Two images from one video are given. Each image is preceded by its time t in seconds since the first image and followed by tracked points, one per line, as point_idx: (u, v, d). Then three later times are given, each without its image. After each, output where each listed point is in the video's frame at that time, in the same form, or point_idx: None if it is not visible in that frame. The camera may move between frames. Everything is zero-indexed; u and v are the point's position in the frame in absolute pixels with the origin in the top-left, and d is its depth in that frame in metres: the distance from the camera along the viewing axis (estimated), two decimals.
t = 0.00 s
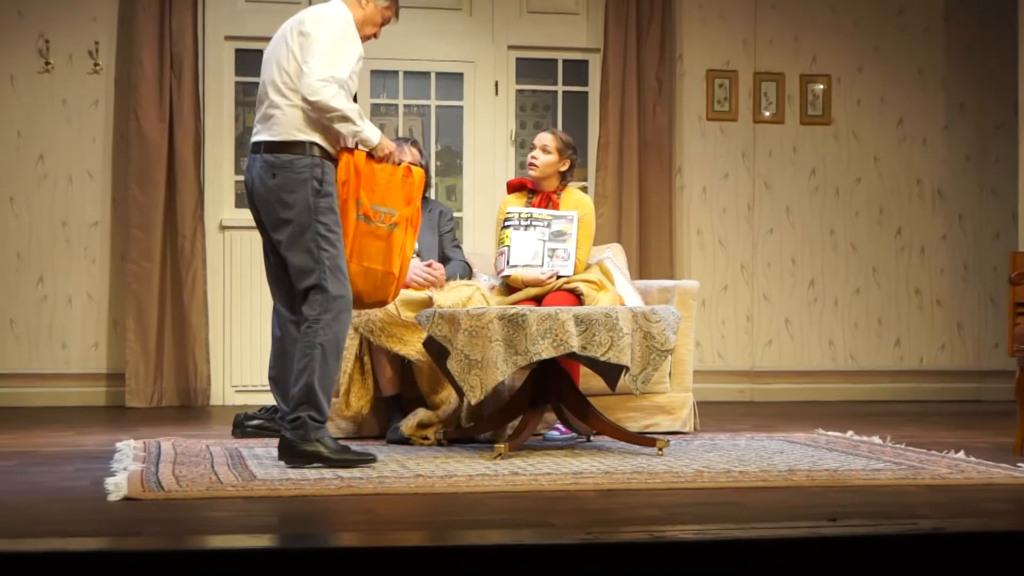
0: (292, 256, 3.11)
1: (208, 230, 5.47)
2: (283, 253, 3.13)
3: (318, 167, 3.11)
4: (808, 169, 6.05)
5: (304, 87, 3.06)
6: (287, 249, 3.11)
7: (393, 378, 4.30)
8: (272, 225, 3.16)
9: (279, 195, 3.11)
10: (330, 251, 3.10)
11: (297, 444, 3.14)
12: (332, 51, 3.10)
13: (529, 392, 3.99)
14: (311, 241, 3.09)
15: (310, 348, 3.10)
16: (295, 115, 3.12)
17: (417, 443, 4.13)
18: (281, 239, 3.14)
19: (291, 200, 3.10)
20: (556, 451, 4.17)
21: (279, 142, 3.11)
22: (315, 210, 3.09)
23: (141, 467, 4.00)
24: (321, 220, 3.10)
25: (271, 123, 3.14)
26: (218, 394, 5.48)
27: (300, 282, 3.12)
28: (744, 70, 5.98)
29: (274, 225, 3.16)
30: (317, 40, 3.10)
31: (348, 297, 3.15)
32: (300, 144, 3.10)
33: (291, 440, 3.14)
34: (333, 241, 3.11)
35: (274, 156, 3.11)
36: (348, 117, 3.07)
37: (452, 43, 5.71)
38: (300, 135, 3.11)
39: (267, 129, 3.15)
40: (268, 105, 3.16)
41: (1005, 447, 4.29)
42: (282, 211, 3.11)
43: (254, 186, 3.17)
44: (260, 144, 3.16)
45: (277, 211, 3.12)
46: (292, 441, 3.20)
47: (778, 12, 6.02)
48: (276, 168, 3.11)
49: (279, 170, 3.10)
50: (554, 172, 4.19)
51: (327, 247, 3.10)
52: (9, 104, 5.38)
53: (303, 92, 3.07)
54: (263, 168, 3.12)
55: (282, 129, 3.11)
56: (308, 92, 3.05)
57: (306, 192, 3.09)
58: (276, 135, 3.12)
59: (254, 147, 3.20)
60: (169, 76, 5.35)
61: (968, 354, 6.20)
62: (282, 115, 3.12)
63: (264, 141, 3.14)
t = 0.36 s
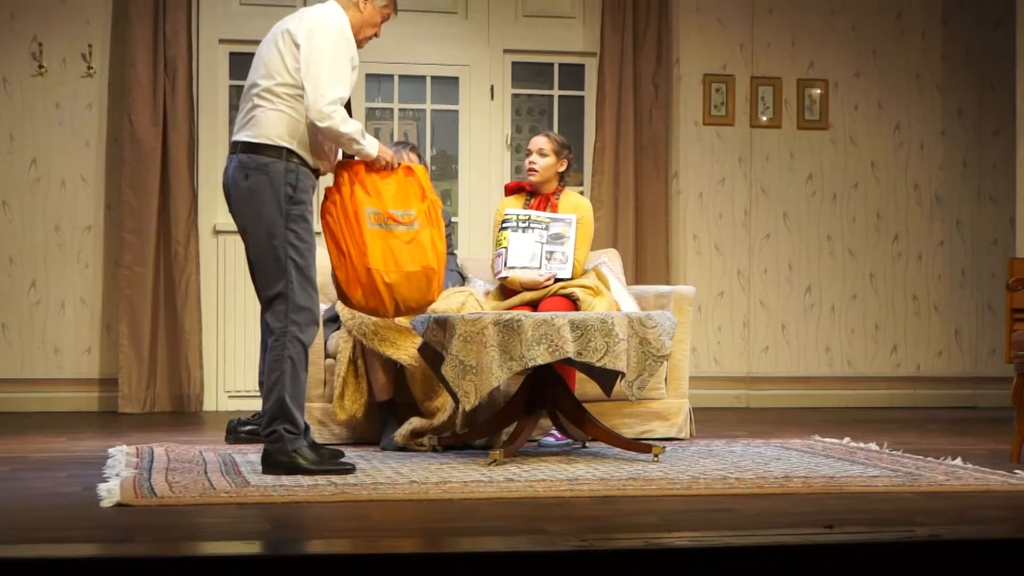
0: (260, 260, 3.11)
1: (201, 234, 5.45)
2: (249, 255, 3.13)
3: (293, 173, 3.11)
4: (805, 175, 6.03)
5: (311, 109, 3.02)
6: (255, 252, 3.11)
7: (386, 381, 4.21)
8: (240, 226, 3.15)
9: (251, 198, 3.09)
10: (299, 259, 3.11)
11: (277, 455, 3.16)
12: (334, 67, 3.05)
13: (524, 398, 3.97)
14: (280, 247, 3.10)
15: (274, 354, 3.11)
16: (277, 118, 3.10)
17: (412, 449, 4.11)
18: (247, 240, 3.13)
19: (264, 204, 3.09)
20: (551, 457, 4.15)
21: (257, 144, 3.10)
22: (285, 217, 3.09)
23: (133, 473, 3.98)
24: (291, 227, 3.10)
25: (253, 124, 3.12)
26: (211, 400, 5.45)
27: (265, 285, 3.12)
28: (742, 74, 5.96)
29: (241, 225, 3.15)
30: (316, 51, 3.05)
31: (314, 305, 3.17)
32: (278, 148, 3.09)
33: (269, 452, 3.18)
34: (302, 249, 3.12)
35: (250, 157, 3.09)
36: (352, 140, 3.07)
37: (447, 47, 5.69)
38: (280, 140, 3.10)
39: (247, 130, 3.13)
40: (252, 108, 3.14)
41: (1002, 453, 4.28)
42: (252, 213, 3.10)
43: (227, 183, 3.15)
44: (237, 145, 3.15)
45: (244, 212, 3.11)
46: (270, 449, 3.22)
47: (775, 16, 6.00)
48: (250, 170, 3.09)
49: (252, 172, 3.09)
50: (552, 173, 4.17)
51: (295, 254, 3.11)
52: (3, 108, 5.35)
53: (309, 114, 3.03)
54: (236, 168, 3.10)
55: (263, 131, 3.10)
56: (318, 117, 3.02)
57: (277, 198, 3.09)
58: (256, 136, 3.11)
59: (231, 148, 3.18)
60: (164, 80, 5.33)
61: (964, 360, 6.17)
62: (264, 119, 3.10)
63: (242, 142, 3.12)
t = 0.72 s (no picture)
0: (288, 268, 3.56)
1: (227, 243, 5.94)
2: (275, 262, 3.57)
3: (313, 189, 3.56)
4: (771, 189, 6.53)
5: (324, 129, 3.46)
6: (282, 261, 3.56)
7: (394, 375, 4.70)
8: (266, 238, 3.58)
9: (276, 211, 3.54)
10: (321, 264, 3.57)
11: (296, 440, 3.64)
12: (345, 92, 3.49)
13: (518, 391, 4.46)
14: (305, 254, 3.55)
15: (300, 349, 3.56)
16: (297, 139, 3.54)
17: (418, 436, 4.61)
18: (273, 249, 3.57)
19: (288, 217, 3.54)
20: (542, 443, 4.65)
21: (278, 163, 3.54)
22: (307, 227, 3.55)
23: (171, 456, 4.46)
24: (313, 237, 3.56)
25: (272, 143, 3.55)
26: (237, 392, 5.94)
27: (291, 289, 3.57)
28: (715, 100, 6.44)
29: (266, 236, 3.58)
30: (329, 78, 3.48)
31: (334, 305, 3.62)
32: (298, 166, 3.54)
33: (290, 437, 3.65)
34: (322, 256, 3.58)
35: (274, 174, 3.54)
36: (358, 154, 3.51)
37: (448, 73, 6.16)
38: (298, 158, 3.54)
39: (269, 149, 3.56)
40: (272, 128, 3.56)
41: (947, 440, 4.78)
42: (278, 226, 3.55)
43: (251, 199, 3.59)
44: (260, 162, 3.58)
45: (270, 225, 3.55)
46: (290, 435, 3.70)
47: (743, 46, 6.48)
48: (274, 186, 3.54)
49: (276, 188, 3.54)
50: (545, 187, 4.63)
51: (317, 260, 3.56)
52: (47, 128, 5.84)
53: (322, 132, 3.47)
54: (261, 184, 3.54)
55: (285, 150, 3.53)
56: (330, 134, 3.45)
57: (300, 211, 3.54)
58: (277, 154, 3.54)
59: (251, 164, 3.60)
60: (193, 105, 5.81)
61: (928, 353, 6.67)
62: (284, 139, 3.53)
63: (265, 160, 3.55)
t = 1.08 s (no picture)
0: (310, 286, 4.00)
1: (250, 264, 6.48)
2: (298, 280, 4.01)
3: (333, 217, 4.03)
4: (741, 216, 7.07)
5: (340, 161, 3.95)
6: (304, 279, 4.00)
7: (401, 383, 5.19)
8: (289, 259, 4.03)
9: (300, 235, 3.99)
10: (339, 284, 4.02)
11: (312, 442, 4.06)
12: (363, 127, 3.99)
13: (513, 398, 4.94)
14: (325, 275, 4.00)
15: (318, 360, 3.98)
16: (321, 171, 4.02)
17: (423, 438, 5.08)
18: (296, 269, 4.01)
19: (311, 240, 3.99)
20: (535, 444, 5.13)
21: (302, 191, 4.00)
22: (327, 251, 4.00)
23: (198, 453, 4.92)
24: (332, 259, 4.01)
25: (297, 174, 4.02)
26: (258, 398, 6.48)
27: (311, 305, 4.01)
28: (691, 136, 7.00)
29: (290, 257, 4.03)
30: (350, 116, 4.00)
31: (349, 321, 4.06)
32: (321, 196, 4.01)
33: (306, 440, 4.06)
34: (340, 277, 4.03)
35: (298, 201, 4.00)
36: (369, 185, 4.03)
37: (449, 110, 6.71)
38: (321, 189, 4.02)
39: (294, 180, 4.02)
40: (298, 161, 4.04)
41: (902, 441, 5.28)
42: (302, 248, 4.00)
43: (276, 224, 4.03)
44: (285, 191, 4.03)
45: (295, 247, 4.00)
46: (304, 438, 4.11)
47: (717, 86, 7.05)
48: (299, 212, 4.00)
49: (300, 215, 3.99)
50: (540, 213, 5.17)
51: (335, 281, 4.01)
52: (86, 159, 6.37)
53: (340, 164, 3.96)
54: (287, 211, 4.00)
55: (310, 181, 4.01)
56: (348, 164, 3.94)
57: (322, 236, 4.00)
58: (303, 184, 4.01)
59: (276, 193, 4.06)
60: (218, 139, 6.36)
61: (894, 366, 7.21)
62: (310, 171, 4.01)
63: (290, 188, 4.01)
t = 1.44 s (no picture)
0: (306, 293, 4.00)
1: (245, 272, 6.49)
2: (294, 288, 4.01)
3: (330, 225, 4.04)
4: (735, 223, 7.09)
5: (349, 168, 3.97)
6: (301, 287, 4.00)
7: (395, 391, 5.21)
8: (286, 266, 4.03)
9: (297, 242, 3.99)
10: (335, 292, 4.03)
11: (307, 450, 4.05)
12: (366, 139, 4.02)
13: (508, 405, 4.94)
14: (321, 282, 4.01)
15: (314, 368, 3.99)
16: (321, 180, 4.03)
17: (418, 446, 5.09)
18: (292, 277, 4.02)
19: (309, 248, 4.00)
20: (529, 452, 5.14)
21: (301, 199, 4.01)
22: (324, 258, 4.01)
23: (193, 461, 4.92)
24: (328, 266, 4.02)
25: (296, 182, 4.03)
26: (253, 405, 6.49)
27: (307, 313, 4.01)
28: (684, 143, 7.02)
29: (287, 264, 4.03)
30: (351, 127, 4.02)
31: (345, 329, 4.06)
32: (318, 204, 4.02)
33: (301, 448, 4.05)
34: (336, 284, 4.04)
35: (296, 209, 4.00)
36: (369, 197, 4.06)
37: (444, 118, 6.72)
38: (320, 197, 4.03)
39: (293, 187, 4.02)
40: (298, 170, 4.05)
41: (896, 448, 5.29)
42: (299, 255, 4.00)
43: (273, 232, 4.03)
44: (282, 199, 4.04)
45: (292, 254, 4.00)
46: (298, 447, 4.10)
47: (711, 94, 7.07)
48: (297, 220, 4.00)
49: (298, 222, 3.99)
50: (540, 222, 5.19)
51: (331, 288, 4.02)
52: (82, 167, 6.38)
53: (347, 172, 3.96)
54: (284, 218, 4.00)
55: (310, 189, 4.02)
56: (354, 173, 3.96)
57: (319, 243, 4.00)
58: (302, 192, 4.01)
59: (273, 201, 4.06)
60: (214, 147, 6.38)
61: (888, 373, 7.23)
62: (309, 180, 4.02)
63: (287, 196, 4.01)
